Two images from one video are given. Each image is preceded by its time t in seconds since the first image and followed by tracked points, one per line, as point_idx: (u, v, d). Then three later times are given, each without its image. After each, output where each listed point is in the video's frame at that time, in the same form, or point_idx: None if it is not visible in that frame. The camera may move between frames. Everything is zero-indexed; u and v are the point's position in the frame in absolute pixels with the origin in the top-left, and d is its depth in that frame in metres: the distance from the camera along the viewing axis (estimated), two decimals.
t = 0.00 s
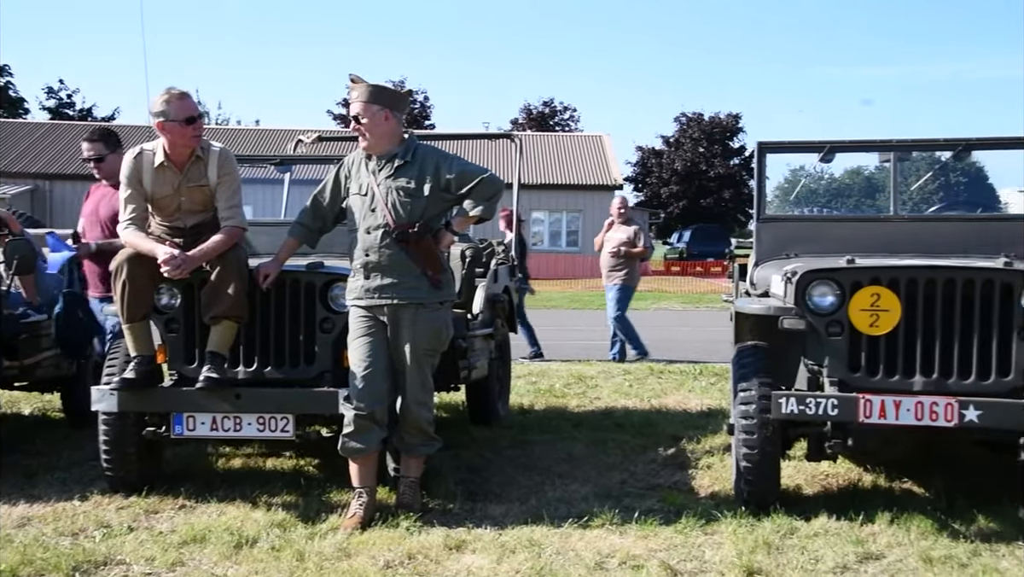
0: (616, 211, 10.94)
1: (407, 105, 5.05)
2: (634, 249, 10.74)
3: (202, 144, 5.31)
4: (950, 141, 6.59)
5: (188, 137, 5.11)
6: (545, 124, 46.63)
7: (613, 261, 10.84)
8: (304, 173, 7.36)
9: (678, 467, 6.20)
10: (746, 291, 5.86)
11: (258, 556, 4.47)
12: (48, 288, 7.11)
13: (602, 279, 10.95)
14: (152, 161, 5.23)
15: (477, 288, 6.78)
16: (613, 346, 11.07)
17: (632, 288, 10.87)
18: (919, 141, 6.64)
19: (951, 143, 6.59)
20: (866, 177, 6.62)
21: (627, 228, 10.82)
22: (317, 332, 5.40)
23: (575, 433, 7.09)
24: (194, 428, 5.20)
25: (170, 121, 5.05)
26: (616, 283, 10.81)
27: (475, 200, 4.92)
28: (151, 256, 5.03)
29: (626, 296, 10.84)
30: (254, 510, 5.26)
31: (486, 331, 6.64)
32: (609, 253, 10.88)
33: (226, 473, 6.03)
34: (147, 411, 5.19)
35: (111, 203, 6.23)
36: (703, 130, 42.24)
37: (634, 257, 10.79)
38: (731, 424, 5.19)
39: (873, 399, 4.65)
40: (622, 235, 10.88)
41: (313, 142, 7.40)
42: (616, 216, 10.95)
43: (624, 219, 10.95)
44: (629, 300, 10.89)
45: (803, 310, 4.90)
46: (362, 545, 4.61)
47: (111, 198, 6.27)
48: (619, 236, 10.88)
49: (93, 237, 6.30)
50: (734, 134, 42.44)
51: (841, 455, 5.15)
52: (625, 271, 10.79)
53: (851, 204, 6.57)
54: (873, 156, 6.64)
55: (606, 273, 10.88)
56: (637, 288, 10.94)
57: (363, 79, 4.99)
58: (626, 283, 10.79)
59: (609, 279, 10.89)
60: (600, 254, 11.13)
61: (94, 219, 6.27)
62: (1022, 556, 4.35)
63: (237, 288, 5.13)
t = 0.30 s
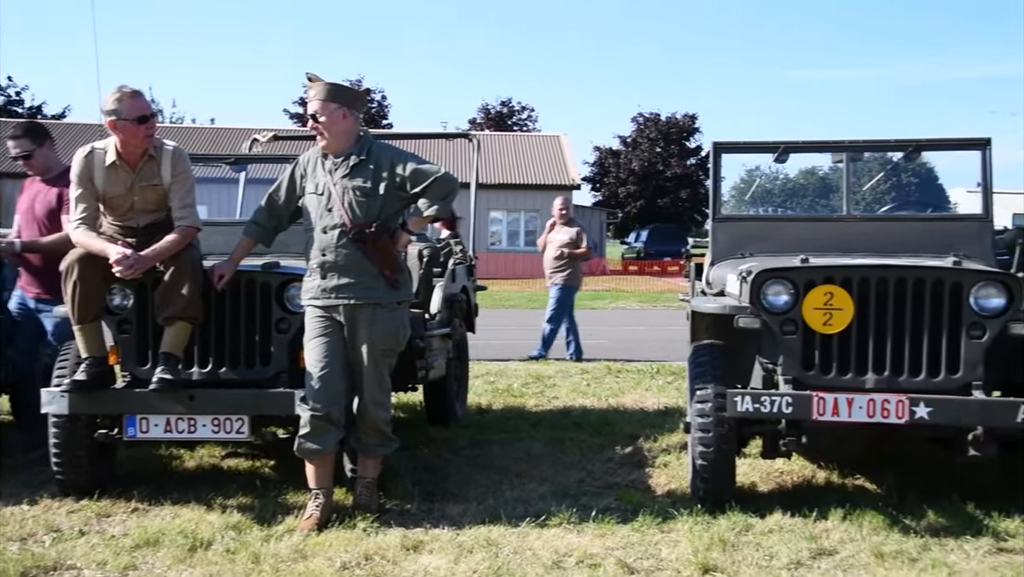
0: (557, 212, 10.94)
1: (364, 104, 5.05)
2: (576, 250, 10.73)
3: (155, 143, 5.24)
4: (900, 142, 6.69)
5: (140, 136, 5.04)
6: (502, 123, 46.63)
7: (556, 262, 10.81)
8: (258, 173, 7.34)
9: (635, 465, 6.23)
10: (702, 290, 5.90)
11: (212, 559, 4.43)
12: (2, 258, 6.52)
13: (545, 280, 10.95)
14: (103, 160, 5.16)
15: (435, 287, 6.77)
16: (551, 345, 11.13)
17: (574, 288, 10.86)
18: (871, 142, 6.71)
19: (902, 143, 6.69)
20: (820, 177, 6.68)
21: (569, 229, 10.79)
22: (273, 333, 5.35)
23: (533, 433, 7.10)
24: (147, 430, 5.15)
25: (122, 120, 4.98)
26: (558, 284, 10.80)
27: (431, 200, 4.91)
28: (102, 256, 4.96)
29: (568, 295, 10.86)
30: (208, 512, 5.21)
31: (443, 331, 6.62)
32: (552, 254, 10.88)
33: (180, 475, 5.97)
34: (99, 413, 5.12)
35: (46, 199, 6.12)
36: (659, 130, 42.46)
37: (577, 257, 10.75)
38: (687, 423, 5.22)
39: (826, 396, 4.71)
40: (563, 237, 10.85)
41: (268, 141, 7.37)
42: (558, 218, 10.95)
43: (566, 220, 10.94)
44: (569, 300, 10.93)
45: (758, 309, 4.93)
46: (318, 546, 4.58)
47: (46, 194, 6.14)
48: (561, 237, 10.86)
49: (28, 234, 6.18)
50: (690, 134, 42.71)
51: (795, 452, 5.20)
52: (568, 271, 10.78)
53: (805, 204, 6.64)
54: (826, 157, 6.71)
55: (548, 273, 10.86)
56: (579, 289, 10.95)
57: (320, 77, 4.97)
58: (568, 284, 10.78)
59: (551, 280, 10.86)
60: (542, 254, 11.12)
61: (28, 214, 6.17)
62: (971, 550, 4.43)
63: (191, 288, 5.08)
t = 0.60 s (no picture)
0: (493, 211, 10.92)
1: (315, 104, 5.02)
2: (511, 251, 10.72)
3: (100, 142, 5.16)
4: (846, 143, 6.78)
5: (86, 134, 4.96)
6: (454, 123, 46.57)
7: (489, 261, 10.83)
8: (206, 172, 7.24)
9: (587, 464, 6.25)
10: (653, 290, 5.94)
11: (160, 563, 4.37)
12: None
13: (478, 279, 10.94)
14: (46, 159, 5.08)
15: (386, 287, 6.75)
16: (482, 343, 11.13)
17: (508, 289, 10.91)
18: (818, 143, 6.81)
19: (848, 144, 6.77)
20: (769, 178, 6.75)
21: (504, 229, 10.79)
22: (222, 334, 5.29)
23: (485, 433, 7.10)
24: (92, 433, 5.06)
25: (66, 118, 4.90)
26: (492, 284, 10.83)
27: (382, 200, 4.87)
28: (45, 256, 4.88)
29: (502, 296, 10.87)
30: (156, 516, 5.14)
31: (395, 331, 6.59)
32: (486, 254, 10.88)
33: (128, 478, 5.88)
34: (42, 416, 5.02)
35: None
36: (611, 130, 42.66)
37: (510, 258, 10.77)
38: (638, 422, 5.24)
39: (774, 394, 4.76)
40: (498, 237, 10.85)
41: (216, 140, 7.24)
42: (495, 217, 10.94)
43: (502, 220, 10.93)
44: (503, 301, 10.95)
45: (708, 308, 4.97)
46: (268, 549, 4.54)
47: None
48: (496, 237, 10.85)
49: None
50: (642, 135, 42.97)
51: (745, 450, 5.25)
52: (500, 272, 10.81)
53: (754, 204, 6.71)
54: (774, 157, 6.79)
55: (483, 273, 10.88)
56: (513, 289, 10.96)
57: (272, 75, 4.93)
58: (502, 284, 10.82)
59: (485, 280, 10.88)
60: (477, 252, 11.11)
61: None
62: (915, 544, 4.50)
63: (137, 289, 5.01)
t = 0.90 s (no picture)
0: (429, 211, 10.86)
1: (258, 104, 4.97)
2: (445, 250, 10.69)
3: (36, 140, 5.06)
4: (787, 144, 6.87)
5: (21, 133, 4.86)
6: (401, 123, 46.40)
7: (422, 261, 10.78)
8: (148, 171, 7.14)
9: (533, 464, 6.26)
10: (598, 290, 5.97)
11: (98, 569, 4.30)
12: None
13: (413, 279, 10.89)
14: None
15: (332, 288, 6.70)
16: (423, 344, 11.12)
17: (444, 288, 10.91)
18: (760, 144, 6.88)
19: (789, 146, 6.86)
20: (713, 178, 6.82)
21: (438, 228, 10.76)
22: (163, 336, 5.22)
23: (432, 433, 7.08)
24: (28, 437, 4.95)
25: None
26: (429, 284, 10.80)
27: (329, 200, 4.88)
28: None
29: (439, 296, 10.86)
30: (95, 521, 5.05)
31: (340, 331, 6.55)
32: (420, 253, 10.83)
33: (66, 483, 5.78)
34: None
35: None
36: (557, 130, 42.79)
37: (445, 257, 10.73)
38: (584, 421, 5.25)
39: (718, 393, 4.80)
40: (434, 235, 10.82)
41: (158, 139, 7.17)
42: (428, 216, 10.88)
43: (437, 219, 10.90)
44: (441, 300, 10.96)
45: (653, 308, 5.01)
46: (211, 553, 4.48)
47: None
48: (431, 237, 10.80)
49: None
50: (588, 135, 43.16)
51: (689, 448, 5.29)
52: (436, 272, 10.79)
53: (700, 204, 6.76)
54: (718, 158, 6.85)
55: (419, 273, 10.85)
56: (448, 288, 10.96)
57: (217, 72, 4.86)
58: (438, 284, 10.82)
59: (421, 280, 10.85)
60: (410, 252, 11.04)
61: None
62: (855, 540, 4.57)
63: (76, 290, 4.94)
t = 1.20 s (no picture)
0: (360, 211, 10.82)
1: (200, 105, 4.84)
2: (381, 250, 10.65)
3: None
4: (732, 145, 6.92)
5: None
6: (347, 122, 46.15)
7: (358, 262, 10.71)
8: (88, 171, 7.01)
9: (481, 464, 6.26)
10: (545, 290, 5.99)
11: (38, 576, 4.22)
12: None
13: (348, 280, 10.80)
14: None
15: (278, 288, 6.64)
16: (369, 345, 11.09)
17: (381, 288, 10.83)
18: (706, 145, 6.94)
19: (733, 147, 6.90)
20: (659, 179, 6.87)
21: (372, 228, 10.71)
22: (104, 337, 5.13)
23: (379, 435, 7.05)
24: None
25: None
26: (366, 285, 10.72)
27: (275, 201, 4.86)
28: None
29: (377, 296, 10.79)
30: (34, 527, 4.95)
31: (287, 332, 6.49)
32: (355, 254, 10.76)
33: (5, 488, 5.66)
34: None
35: None
36: (504, 130, 42.85)
37: (380, 257, 10.68)
38: (531, 422, 5.26)
39: (664, 392, 4.84)
40: (368, 235, 10.76)
41: (98, 138, 6.94)
42: (360, 216, 10.84)
43: (369, 219, 10.84)
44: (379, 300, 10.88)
45: (600, 308, 5.03)
46: (154, 557, 4.42)
47: None
48: (365, 237, 10.74)
49: None
50: (535, 136, 43.27)
51: (635, 447, 5.33)
52: (372, 272, 10.72)
53: (646, 205, 6.81)
54: (664, 159, 6.90)
55: (353, 274, 10.76)
56: (386, 287, 10.87)
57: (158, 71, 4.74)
58: (375, 284, 10.74)
59: (354, 281, 10.75)
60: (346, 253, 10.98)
61: None
62: (798, 536, 4.63)
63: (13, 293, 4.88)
